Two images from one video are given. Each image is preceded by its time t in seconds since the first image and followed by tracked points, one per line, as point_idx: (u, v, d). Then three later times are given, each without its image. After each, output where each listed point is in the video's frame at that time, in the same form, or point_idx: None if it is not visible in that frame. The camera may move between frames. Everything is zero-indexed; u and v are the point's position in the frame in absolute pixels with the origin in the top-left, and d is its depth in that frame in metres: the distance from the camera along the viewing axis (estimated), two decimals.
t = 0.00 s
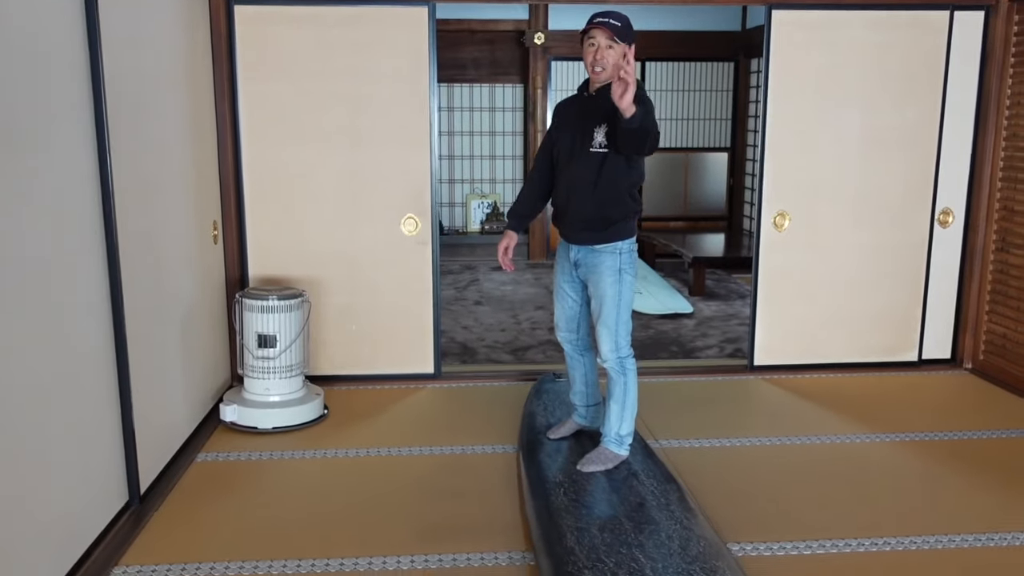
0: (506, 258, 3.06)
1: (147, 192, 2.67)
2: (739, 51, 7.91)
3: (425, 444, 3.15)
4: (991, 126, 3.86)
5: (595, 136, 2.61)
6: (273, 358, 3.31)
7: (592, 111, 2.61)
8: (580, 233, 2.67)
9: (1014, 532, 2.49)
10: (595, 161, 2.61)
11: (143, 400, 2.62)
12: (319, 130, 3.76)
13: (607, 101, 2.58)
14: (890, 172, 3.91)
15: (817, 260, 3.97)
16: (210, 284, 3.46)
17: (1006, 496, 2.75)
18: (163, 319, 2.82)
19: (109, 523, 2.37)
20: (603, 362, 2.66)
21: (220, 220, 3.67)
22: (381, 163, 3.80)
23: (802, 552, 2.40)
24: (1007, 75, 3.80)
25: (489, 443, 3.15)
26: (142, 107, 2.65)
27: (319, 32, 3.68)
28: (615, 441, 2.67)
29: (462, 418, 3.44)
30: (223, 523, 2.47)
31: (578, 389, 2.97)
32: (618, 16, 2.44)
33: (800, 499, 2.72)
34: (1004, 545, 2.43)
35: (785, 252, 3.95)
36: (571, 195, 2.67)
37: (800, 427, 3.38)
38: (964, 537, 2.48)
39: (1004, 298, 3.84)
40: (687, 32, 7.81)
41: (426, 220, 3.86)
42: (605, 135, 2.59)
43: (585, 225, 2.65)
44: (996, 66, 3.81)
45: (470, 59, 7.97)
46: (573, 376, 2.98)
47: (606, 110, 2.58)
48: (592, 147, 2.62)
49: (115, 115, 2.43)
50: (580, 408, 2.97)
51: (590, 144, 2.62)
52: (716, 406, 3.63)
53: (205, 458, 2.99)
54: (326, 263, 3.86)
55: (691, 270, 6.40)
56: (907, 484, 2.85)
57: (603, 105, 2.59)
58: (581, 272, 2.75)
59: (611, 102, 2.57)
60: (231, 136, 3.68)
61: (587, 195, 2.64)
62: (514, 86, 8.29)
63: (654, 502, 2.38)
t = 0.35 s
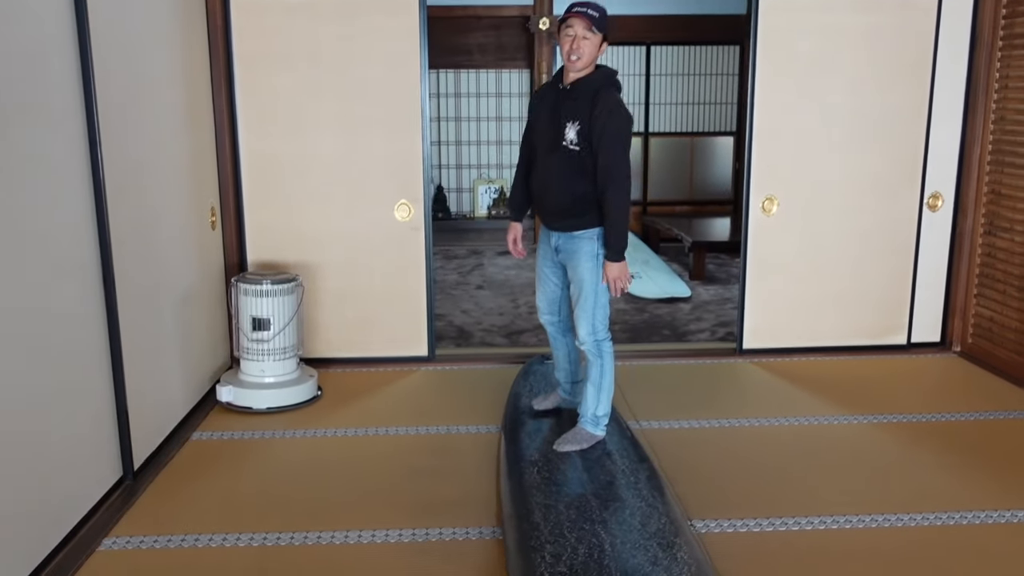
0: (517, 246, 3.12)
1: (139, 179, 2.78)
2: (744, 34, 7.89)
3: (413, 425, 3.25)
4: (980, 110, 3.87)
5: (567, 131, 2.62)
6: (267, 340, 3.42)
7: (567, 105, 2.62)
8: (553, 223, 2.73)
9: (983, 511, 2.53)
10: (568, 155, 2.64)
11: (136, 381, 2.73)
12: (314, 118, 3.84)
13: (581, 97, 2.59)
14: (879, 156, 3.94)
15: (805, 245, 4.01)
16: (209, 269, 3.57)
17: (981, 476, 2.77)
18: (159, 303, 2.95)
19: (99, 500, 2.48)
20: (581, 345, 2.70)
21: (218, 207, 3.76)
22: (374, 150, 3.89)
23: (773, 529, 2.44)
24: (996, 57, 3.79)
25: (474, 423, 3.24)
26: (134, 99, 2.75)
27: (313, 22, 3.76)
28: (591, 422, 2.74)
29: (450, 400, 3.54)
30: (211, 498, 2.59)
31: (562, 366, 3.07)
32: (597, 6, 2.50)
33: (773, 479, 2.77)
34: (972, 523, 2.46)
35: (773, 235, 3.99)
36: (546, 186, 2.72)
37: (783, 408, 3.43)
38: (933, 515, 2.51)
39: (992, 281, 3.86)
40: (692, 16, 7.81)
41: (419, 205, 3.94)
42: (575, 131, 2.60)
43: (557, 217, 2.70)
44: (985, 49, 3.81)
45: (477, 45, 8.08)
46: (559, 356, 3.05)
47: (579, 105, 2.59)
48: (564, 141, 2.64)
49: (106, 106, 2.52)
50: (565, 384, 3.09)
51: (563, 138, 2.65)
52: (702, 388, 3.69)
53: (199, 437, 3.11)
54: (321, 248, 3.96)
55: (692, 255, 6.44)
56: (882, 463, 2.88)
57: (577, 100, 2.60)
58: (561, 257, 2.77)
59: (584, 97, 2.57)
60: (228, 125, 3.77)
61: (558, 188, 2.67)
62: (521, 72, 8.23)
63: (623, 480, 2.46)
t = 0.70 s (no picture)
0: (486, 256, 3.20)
1: (138, 190, 2.91)
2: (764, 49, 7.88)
3: (407, 431, 3.30)
4: (984, 123, 3.86)
5: (549, 143, 2.70)
6: (268, 347, 3.52)
7: (545, 120, 2.71)
8: (539, 232, 2.78)
9: (968, 527, 2.48)
10: (551, 167, 2.72)
11: (130, 382, 2.85)
12: (321, 132, 3.95)
13: (560, 111, 2.69)
14: (880, 170, 3.93)
15: (805, 258, 4.01)
16: (215, 277, 3.68)
17: (970, 490, 2.74)
18: (159, 309, 3.07)
19: (93, 497, 2.59)
20: (561, 351, 2.75)
21: (226, 217, 3.88)
22: (378, 162, 3.98)
23: (752, 540, 2.43)
24: (1000, 71, 3.79)
25: (466, 431, 3.29)
26: (134, 113, 2.88)
27: (320, 39, 3.87)
28: (576, 428, 2.78)
29: (447, 408, 3.59)
30: (199, 497, 2.67)
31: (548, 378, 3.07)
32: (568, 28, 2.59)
33: (756, 490, 2.76)
34: (954, 539, 2.41)
35: (774, 248, 3.99)
36: (531, 198, 2.77)
37: (778, 420, 3.42)
38: (918, 529, 2.48)
39: (997, 296, 3.82)
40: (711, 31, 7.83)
41: (422, 217, 4.02)
42: (559, 143, 2.69)
43: (544, 225, 2.76)
44: (988, 63, 3.81)
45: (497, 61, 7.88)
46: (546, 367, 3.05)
47: (559, 118, 2.69)
48: (546, 154, 2.71)
49: (104, 119, 2.65)
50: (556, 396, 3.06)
51: (545, 151, 2.72)
52: (699, 399, 3.70)
53: (199, 440, 3.20)
54: (327, 258, 4.05)
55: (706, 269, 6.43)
56: (869, 477, 2.85)
57: (555, 115, 2.69)
58: (545, 266, 2.82)
59: (564, 111, 2.67)
60: (237, 138, 3.89)
61: (545, 199, 2.74)
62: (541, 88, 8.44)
63: (598, 484, 2.49)
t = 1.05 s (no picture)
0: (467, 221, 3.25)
1: (176, 175, 3.04)
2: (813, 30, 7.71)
3: (434, 412, 3.37)
4: None
5: (566, 127, 2.72)
6: (302, 329, 3.62)
7: (563, 104, 2.73)
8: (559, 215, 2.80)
9: (988, 515, 2.41)
10: (569, 150, 2.74)
11: (166, 361, 2.99)
12: (356, 118, 4.03)
13: (577, 96, 2.70)
14: (919, 153, 3.85)
15: (840, 243, 3.95)
16: (252, 261, 3.81)
17: (1002, 478, 2.66)
18: (196, 289, 3.22)
19: (129, 470, 2.74)
20: (573, 330, 2.78)
21: (265, 202, 4.00)
22: (411, 148, 4.04)
23: (771, 524, 2.40)
24: None
25: (492, 413, 3.35)
26: (171, 101, 3.00)
27: (355, 27, 3.94)
28: (588, 409, 2.79)
29: (475, 390, 3.65)
30: (230, 473, 2.78)
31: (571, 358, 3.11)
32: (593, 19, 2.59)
33: (776, 473, 2.73)
34: (972, 527, 2.35)
35: (808, 233, 3.94)
36: (551, 181, 2.81)
37: (807, 406, 3.38)
38: (945, 517, 2.42)
39: None
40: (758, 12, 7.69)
41: (454, 202, 4.08)
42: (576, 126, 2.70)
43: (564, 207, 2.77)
44: None
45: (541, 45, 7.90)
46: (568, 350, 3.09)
47: (576, 103, 2.70)
48: (565, 138, 2.73)
49: (140, 107, 2.78)
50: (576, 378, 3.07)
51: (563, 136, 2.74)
52: (728, 385, 3.68)
53: (234, 418, 3.32)
54: (362, 242, 4.14)
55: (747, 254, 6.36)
56: (892, 464, 2.80)
57: (573, 99, 2.71)
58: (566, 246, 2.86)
59: (579, 96, 2.69)
60: (275, 126, 4.00)
61: (563, 182, 2.77)
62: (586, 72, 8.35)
63: (614, 466, 2.49)
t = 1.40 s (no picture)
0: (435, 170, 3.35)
1: (193, 182, 3.12)
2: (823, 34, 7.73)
3: (446, 415, 3.42)
4: None
5: (578, 137, 2.77)
6: (315, 334, 3.68)
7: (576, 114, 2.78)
8: (572, 222, 2.84)
9: (993, 514, 2.43)
10: (580, 159, 2.79)
11: (184, 366, 3.05)
12: (367, 127, 4.09)
13: (588, 105, 2.74)
14: (926, 155, 3.87)
15: (849, 245, 3.97)
16: (267, 267, 3.87)
17: (1010, 478, 2.67)
18: (212, 295, 3.28)
19: (147, 473, 2.81)
20: (581, 339, 2.83)
21: (279, 209, 4.06)
22: (422, 155, 4.10)
23: (778, 523, 2.43)
24: None
25: (503, 416, 3.39)
26: (187, 109, 3.08)
27: (366, 36, 4.01)
28: (593, 416, 2.82)
29: (486, 393, 3.70)
30: (246, 476, 2.84)
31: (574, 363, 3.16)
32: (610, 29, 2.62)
33: (784, 475, 2.76)
34: (978, 526, 2.37)
35: (816, 235, 3.97)
36: (560, 188, 2.86)
37: (816, 407, 3.40)
38: (951, 516, 2.44)
39: None
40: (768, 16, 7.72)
41: (465, 208, 4.13)
42: (587, 136, 2.75)
43: (575, 216, 2.82)
44: None
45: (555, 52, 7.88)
46: (575, 355, 3.13)
47: (588, 112, 2.74)
48: (577, 147, 2.79)
49: (157, 115, 2.85)
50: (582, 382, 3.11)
51: (575, 144, 2.80)
52: (738, 386, 3.70)
53: (249, 422, 3.38)
54: (374, 248, 4.20)
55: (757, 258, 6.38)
56: (900, 464, 2.82)
57: (585, 108, 2.75)
58: (576, 256, 2.89)
59: (591, 106, 2.71)
60: (289, 135, 4.06)
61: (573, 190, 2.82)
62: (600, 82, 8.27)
63: (622, 468, 2.52)
